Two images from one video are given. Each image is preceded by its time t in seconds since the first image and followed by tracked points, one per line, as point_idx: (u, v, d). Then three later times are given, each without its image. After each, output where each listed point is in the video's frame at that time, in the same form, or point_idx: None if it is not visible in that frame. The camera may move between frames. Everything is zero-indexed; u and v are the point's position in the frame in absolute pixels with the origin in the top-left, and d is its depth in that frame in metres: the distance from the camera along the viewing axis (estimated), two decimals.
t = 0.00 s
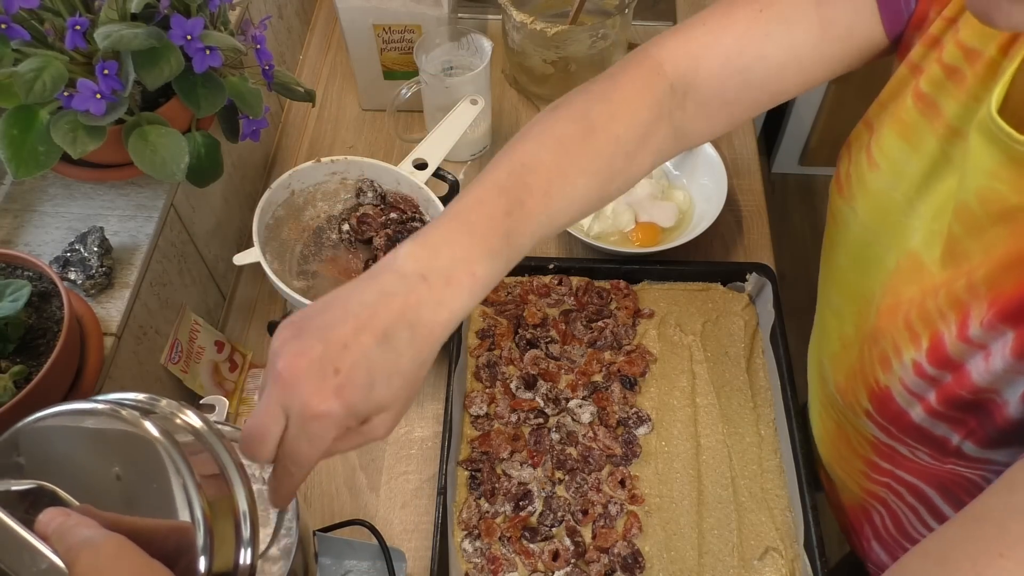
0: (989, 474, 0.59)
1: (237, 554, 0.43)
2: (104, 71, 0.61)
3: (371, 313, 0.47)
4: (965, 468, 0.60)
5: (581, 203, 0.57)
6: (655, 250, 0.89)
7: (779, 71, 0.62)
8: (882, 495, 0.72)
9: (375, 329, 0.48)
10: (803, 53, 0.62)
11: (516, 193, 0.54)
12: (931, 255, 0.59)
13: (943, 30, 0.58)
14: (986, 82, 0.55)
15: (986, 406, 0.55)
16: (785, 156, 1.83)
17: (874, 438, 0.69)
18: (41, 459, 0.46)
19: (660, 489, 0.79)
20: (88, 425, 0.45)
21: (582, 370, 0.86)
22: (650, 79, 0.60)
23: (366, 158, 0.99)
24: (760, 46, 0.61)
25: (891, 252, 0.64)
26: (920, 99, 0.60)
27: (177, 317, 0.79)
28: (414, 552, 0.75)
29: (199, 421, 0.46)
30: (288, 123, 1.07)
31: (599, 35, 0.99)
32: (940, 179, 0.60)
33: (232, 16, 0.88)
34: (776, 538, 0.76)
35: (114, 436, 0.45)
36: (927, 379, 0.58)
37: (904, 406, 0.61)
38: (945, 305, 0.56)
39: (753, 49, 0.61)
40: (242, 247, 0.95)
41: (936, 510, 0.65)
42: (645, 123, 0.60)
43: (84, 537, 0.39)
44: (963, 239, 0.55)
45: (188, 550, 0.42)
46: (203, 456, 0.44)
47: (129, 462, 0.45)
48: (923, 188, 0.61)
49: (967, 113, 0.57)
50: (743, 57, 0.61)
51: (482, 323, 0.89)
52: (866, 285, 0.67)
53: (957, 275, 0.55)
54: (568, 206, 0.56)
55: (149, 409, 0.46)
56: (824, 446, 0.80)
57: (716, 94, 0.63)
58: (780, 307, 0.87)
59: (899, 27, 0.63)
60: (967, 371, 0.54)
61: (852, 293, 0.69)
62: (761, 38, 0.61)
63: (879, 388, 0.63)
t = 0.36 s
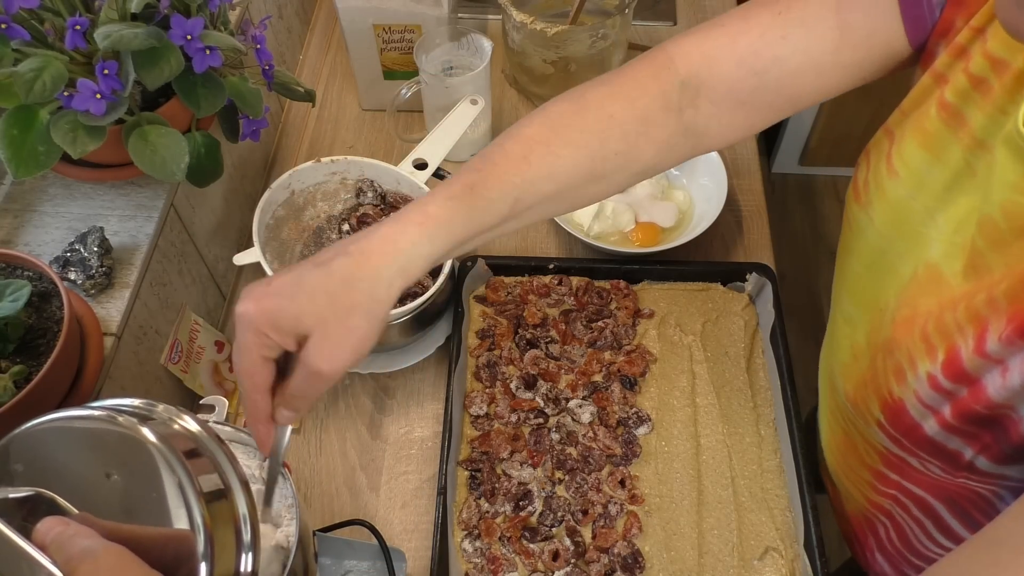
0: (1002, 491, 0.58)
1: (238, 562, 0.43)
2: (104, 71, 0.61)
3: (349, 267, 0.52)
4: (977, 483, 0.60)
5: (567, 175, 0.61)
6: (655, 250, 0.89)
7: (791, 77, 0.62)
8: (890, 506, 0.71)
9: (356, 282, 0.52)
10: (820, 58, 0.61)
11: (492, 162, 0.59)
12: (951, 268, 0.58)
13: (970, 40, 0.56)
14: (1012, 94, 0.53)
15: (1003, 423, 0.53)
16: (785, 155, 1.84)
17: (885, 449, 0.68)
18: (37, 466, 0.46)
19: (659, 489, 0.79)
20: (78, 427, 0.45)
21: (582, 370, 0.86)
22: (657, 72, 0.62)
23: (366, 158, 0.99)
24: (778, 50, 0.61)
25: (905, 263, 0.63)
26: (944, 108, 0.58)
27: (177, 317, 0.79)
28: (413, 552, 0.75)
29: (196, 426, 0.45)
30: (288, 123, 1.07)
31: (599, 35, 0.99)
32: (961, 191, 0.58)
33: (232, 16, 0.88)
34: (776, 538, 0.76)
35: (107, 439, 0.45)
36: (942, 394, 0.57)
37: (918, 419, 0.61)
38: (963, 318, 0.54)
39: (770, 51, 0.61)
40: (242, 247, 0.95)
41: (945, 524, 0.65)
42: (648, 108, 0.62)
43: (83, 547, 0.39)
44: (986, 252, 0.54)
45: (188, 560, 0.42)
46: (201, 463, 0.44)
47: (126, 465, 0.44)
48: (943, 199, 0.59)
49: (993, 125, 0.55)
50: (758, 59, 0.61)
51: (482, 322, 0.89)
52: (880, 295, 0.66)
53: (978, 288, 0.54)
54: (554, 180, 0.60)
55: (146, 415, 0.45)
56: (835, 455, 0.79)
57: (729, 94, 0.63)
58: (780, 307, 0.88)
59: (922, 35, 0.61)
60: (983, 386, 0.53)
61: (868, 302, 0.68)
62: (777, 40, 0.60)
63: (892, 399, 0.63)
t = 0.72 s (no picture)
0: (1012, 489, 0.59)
1: (231, 556, 0.44)
2: (104, 71, 0.61)
3: (346, 245, 0.55)
4: (986, 482, 0.60)
5: (573, 149, 0.63)
6: (655, 250, 0.89)
7: (807, 66, 0.61)
8: (894, 505, 0.71)
9: (355, 255, 0.55)
10: (836, 48, 0.60)
11: (492, 136, 0.60)
12: (967, 266, 0.57)
13: (990, 38, 0.54)
14: None
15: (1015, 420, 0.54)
16: (785, 155, 1.84)
17: (892, 448, 0.68)
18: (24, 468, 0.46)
19: (660, 489, 0.79)
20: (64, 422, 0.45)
21: (582, 370, 0.86)
22: (672, 56, 0.62)
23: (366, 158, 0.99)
24: (792, 37, 0.60)
25: (920, 261, 0.62)
26: (964, 107, 0.56)
27: (177, 317, 0.79)
28: (413, 552, 0.75)
29: (186, 420, 0.47)
30: (288, 122, 1.07)
31: (599, 35, 0.99)
32: (981, 189, 0.57)
33: (232, 16, 0.88)
34: (775, 537, 0.76)
35: (96, 433, 0.45)
36: (955, 391, 0.56)
37: (928, 416, 0.60)
38: (977, 316, 0.54)
39: (784, 39, 0.61)
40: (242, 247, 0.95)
41: (952, 525, 0.65)
42: (658, 89, 0.63)
43: (76, 546, 0.39)
44: (1002, 251, 0.54)
45: (183, 554, 0.42)
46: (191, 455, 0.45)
47: (117, 456, 0.44)
48: (960, 198, 0.58)
49: (1015, 123, 0.54)
50: (773, 46, 0.61)
51: (482, 322, 0.89)
52: (894, 293, 0.65)
53: (994, 286, 0.54)
54: (560, 153, 0.62)
55: (136, 412, 0.47)
56: (840, 454, 0.79)
57: (746, 81, 0.63)
58: (780, 307, 0.88)
59: (940, 31, 0.60)
60: (996, 383, 0.53)
61: (881, 303, 0.67)
62: (792, 29, 0.60)
63: (902, 396, 0.62)
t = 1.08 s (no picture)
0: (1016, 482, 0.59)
1: (235, 543, 0.44)
2: (104, 71, 0.61)
3: (360, 227, 0.56)
4: (990, 475, 0.60)
5: (585, 142, 0.63)
6: (655, 250, 0.89)
7: (807, 66, 0.61)
8: (898, 500, 0.71)
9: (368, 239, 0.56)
10: (841, 47, 0.60)
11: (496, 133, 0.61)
12: (974, 260, 0.57)
13: (998, 34, 0.53)
14: None
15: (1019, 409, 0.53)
16: (785, 155, 1.84)
17: (896, 443, 0.68)
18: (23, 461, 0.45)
19: (660, 489, 0.79)
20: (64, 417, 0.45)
21: (582, 370, 0.86)
22: (683, 54, 0.63)
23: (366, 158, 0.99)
24: (802, 34, 0.60)
25: (928, 255, 0.62)
26: (971, 102, 0.55)
27: (177, 317, 0.79)
28: (413, 552, 0.75)
29: (192, 411, 0.47)
30: (288, 122, 1.07)
31: (599, 35, 0.99)
32: (989, 184, 0.57)
33: (232, 17, 0.88)
34: (775, 538, 0.76)
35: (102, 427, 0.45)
36: (960, 381, 0.56)
37: (932, 407, 0.60)
38: (983, 306, 0.54)
39: (794, 36, 0.60)
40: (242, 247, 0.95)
41: (955, 519, 0.65)
42: (668, 85, 0.63)
43: (80, 528, 0.39)
44: (1011, 243, 0.54)
45: (189, 539, 0.43)
46: (199, 445, 0.45)
47: (124, 451, 0.44)
48: (969, 193, 0.58)
49: (1022, 117, 0.53)
50: (783, 43, 0.61)
51: (482, 322, 0.89)
52: (902, 288, 0.65)
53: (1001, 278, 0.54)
54: (572, 144, 0.63)
55: (142, 400, 0.46)
56: (844, 450, 0.79)
57: (754, 78, 0.63)
58: (780, 307, 0.88)
59: (947, 28, 0.59)
60: (1000, 372, 0.53)
61: (888, 297, 0.67)
62: (802, 26, 0.60)
63: (908, 387, 0.62)
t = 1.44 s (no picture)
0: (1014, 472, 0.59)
1: (227, 538, 0.43)
2: (104, 71, 0.61)
3: (345, 240, 0.57)
4: (988, 466, 0.60)
5: (583, 143, 0.63)
6: (655, 250, 0.89)
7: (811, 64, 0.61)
8: (897, 494, 0.71)
9: (352, 253, 0.57)
10: (843, 47, 0.60)
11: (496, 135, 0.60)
12: (965, 251, 0.57)
13: (983, 29, 0.53)
14: None
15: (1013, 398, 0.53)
16: (785, 155, 1.84)
17: (894, 436, 0.68)
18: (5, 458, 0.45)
19: (660, 489, 0.79)
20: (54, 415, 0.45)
21: (582, 370, 0.86)
22: (670, 59, 0.62)
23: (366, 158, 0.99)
24: (790, 35, 0.60)
25: (919, 249, 0.62)
26: (959, 96, 0.56)
27: (177, 317, 0.79)
28: (413, 552, 0.75)
29: (178, 407, 0.45)
30: (288, 122, 1.07)
31: (599, 35, 0.99)
32: (978, 176, 0.57)
33: (232, 17, 0.88)
34: (776, 538, 0.76)
35: (89, 426, 0.44)
36: (955, 371, 0.56)
37: (928, 398, 0.60)
38: (977, 297, 0.54)
39: (783, 38, 0.60)
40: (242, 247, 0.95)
41: (954, 511, 0.65)
42: (670, 83, 0.63)
43: (67, 527, 0.40)
44: (1001, 234, 0.54)
45: (179, 537, 0.42)
46: (188, 445, 0.43)
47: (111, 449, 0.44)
48: (958, 185, 0.58)
49: (1009, 109, 0.53)
50: (772, 45, 0.61)
51: (482, 323, 0.89)
52: (895, 282, 0.65)
53: (994, 268, 0.54)
54: (559, 154, 0.63)
55: (126, 398, 0.45)
56: (842, 445, 0.79)
57: (745, 80, 0.63)
58: (780, 307, 0.88)
59: (934, 25, 0.59)
60: (997, 362, 0.53)
61: (881, 292, 0.67)
62: (789, 28, 0.60)
63: (903, 380, 0.62)
